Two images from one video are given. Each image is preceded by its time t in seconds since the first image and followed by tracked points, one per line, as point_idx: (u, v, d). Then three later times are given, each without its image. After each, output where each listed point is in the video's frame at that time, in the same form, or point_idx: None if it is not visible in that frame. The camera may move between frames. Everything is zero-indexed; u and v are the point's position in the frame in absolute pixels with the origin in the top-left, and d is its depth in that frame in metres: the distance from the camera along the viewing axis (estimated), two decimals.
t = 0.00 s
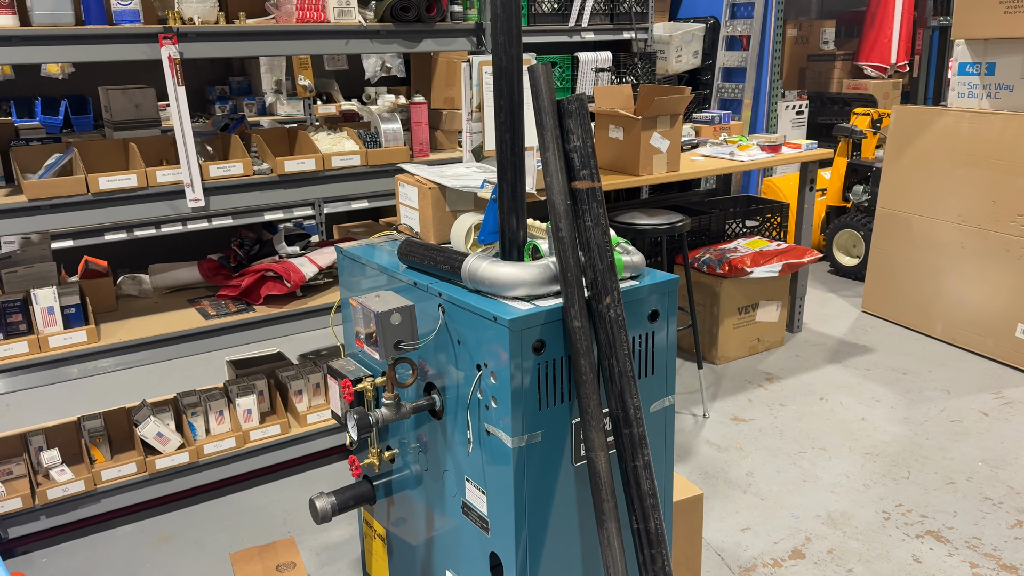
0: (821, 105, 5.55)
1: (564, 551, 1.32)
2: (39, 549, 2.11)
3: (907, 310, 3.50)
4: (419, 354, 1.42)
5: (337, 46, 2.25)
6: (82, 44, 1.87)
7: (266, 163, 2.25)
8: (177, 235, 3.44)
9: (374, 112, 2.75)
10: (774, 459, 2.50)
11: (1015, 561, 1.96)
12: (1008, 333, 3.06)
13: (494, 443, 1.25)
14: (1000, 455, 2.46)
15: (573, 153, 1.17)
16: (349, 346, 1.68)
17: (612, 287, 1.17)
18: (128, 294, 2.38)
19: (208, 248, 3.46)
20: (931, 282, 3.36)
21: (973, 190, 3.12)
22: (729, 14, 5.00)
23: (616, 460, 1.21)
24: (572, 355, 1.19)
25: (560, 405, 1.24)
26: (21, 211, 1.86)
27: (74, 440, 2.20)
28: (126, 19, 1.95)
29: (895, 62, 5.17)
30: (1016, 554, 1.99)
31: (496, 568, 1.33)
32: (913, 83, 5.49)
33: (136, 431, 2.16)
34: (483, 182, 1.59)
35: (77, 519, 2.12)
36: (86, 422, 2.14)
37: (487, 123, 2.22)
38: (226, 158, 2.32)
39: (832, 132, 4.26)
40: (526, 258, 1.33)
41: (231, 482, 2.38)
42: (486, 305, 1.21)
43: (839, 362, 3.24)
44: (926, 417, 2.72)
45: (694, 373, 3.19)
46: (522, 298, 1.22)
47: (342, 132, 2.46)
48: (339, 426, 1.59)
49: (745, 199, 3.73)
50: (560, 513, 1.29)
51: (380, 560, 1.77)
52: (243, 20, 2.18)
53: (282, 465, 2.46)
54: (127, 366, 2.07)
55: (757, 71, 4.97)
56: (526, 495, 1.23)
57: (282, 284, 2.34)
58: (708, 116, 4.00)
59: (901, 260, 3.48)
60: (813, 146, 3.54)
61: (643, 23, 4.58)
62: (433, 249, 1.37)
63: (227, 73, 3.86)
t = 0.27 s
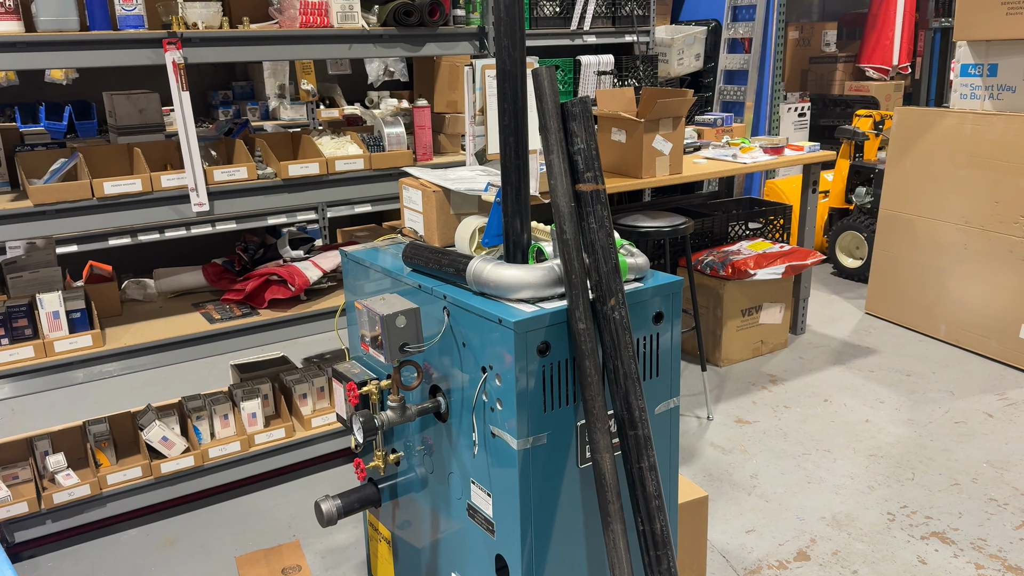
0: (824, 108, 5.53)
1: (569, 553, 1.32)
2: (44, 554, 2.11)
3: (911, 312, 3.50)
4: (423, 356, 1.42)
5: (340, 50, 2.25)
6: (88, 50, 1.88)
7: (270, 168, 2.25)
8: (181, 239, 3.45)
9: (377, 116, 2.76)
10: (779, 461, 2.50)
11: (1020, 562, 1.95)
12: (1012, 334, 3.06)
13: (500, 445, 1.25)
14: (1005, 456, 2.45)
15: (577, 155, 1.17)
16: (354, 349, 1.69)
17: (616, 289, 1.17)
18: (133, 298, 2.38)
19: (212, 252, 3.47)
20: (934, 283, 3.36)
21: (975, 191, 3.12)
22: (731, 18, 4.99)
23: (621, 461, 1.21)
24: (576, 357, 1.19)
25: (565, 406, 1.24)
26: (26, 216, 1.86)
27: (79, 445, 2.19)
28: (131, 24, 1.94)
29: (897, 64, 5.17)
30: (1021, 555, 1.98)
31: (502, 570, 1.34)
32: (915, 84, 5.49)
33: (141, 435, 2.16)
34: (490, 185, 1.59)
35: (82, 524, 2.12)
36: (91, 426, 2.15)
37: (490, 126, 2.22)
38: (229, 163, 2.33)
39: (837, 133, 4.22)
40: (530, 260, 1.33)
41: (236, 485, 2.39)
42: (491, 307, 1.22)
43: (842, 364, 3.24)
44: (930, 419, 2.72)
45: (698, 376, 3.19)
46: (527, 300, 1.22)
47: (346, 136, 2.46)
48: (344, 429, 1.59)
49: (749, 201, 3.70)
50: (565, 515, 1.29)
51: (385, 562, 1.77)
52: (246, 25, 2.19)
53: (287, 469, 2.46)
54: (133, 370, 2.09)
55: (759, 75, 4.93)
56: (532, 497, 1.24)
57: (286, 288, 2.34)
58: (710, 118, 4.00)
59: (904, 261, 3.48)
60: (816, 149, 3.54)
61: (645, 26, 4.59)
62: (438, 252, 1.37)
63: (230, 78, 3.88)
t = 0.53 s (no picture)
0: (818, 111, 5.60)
1: (574, 552, 1.33)
2: (49, 558, 2.11)
3: (906, 312, 3.52)
4: (428, 357, 1.43)
5: (340, 55, 2.27)
6: (90, 55, 1.88)
7: (271, 172, 2.27)
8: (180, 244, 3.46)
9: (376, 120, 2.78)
10: (778, 461, 2.51)
11: (1018, 559, 1.97)
12: (1007, 334, 3.08)
13: (505, 445, 1.27)
14: (1002, 455, 2.48)
15: (580, 158, 1.19)
16: (358, 351, 1.70)
17: (620, 289, 1.19)
18: (134, 303, 2.39)
19: (211, 257, 3.47)
20: (930, 284, 3.39)
21: (969, 192, 3.15)
22: (726, 22, 5.06)
23: (625, 460, 1.22)
24: (581, 357, 1.20)
25: (570, 406, 1.26)
26: (28, 221, 1.87)
27: (81, 449, 2.20)
28: (132, 30, 1.97)
29: (891, 67, 5.20)
30: (1019, 552, 2.00)
31: (507, 570, 1.35)
32: (908, 87, 5.53)
33: (143, 439, 2.16)
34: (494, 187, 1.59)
35: (85, 528, 2.12)
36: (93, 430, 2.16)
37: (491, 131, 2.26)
38: (230, 167, 2.33)
39: (831, 136, 4.24)
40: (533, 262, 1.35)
41: (237, 489, 2.39)
42: (496, 308, 1.23)
43: (839, 364, 3.26)
44: (927, 418, 2.74)
45: (697, 377, 3.21)
46: (531, 301, 1.23)
47: (346, 140, 2.48)
48: (348, 431, 1.60)
49: (744, 203, 3.76)
50: (570, 514, 1.31)
51: (390, 563, 1.77)
52: (248, 30, 2.21)
53: (288, 472, 2.46)
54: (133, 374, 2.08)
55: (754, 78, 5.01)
56: (537, 496, 1.25)
57: (287, 292, 2.36)
58: (705, 121, 4.03)
59: (899, 262, 3.51)
60: (811, 151, 3.57)
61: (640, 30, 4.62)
62: (442, 254, 1.38)
63: (227, 83, 3.89)
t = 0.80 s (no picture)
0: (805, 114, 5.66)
1: (581, 548, 1.35)
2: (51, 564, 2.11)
3: (896, 313, 3.58)
4: (435, 358, 1.45)
5: (340, 61, 2.29)
6: (92, 62, 1.90)
7: (272, 177, 2.28)
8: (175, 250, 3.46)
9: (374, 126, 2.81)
10: (773, 460, 2.55)
11: (1011, 553, 2.01)
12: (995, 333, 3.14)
13: (514, 443, 1.29)
14: (993, 452, 2.52)
15: (587, 161, 1.22)
16: (363, 353, 1.72)
17: (625, 289, 1.21)
18: (133, 308, 2.40)
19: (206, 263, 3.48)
20: (919, 284, 3.44)
21: (957, 193, 3.21)
22: (715, 27, 5.10)
23: (632, 457, 1.25)
24: (588, 355, 1.23)
25: (577, 405, 1.28)
26: (31, 227, 1.88)
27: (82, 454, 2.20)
28: (135, 37, 1.97)
29: (877, 71, 5.28)
30: (1012, 546, 2.04)
31: (516, 567, 1.37)
32: (895, 91, 5.61)
33: (145, 443, 2.16)
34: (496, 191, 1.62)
35: (87, 533, 2.12)
36: (94, 436, 2.15)
37: (491, 136, 2.31)
38: (230, 173, 2.35)
39: (818, 140, 4.35)
40: (540, 264, 1.37)
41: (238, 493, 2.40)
42: (505, 310, 1.25)
43: (831, 364, 3.31)
44: (919, 417, 2.79)
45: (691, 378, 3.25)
46: (539, 302, 1.26)
47: (345, 146, 2.50)
48: (355, 432, 1.62)
49: (735, 206, 3.82)
50: (577, 511, 1.33)
51: (395, 563, 1.79)
52: (248, 37, 2.22)
53: (289, 475, 2.47)
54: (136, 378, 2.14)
55: (743, 83, 5.05)
56: (546, 493, 1.27)
57: (288, 296, 2.37)
58: (697, 125, 4.08)
59: (889, 263, 3.56)
60: (801, 154, 3.62)
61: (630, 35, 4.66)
62: (450, 257, 1.41)
63: (221, 89, 3.90)
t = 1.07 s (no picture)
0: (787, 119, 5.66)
1: (589, 544, 1.39)
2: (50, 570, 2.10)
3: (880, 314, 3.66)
4: (443, 359, 1.48)
5: (337, 67, 2.31)
6: (93, 68, 1.91)
7: (269, 182, 2.29)
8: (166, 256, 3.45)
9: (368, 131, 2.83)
10: (765, 458, 2.60)
11: (998, 545, 2.08)
12: (977, 333, 3.23)
13: (524, 441, 1.32)
14: (977, 448, 2.59)
15: (594, 165, 1.26)
16: (368, 355, 1.74)
17: (632, 289, 1.25)
18: (130, 313, 2.41)
19: (197, 269, 3.47)
20: (902, 286, 3.52)
21: (937, 196, 3.30)
22: (698, 33, 5.17)
23: (640, 453, 1.28)
24: (597, 354, 1.27)
25: (585, 403, 1.32)
26: (31, 233, 1.88)
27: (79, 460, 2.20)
28: (134, 44, 1.99)
29: (857, 76, 5.42)
30: (998, 538, 2.11)
31: (525, 563, 1.40)
32: (874, 96, 5.73)
33: (143, 448, 2.17)
34: (500, 194, 1.66)
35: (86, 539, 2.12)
36: (92, 441, 2.17)
37: (486, 140, 2.35)
38: (228, 178, 2.36)
39: (801, 145, 4.43)
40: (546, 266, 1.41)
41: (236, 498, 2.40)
42: (514, 310, 1.28)
43: (818, 364, 3.37)
44: (905, 414, 2.86)
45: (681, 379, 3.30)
46: (547, 303, 1.29)
47: (341, 151, 2.52)
48: (361, 433, 1.65)
49: (721, 210, 3.88)
50: (585, 507, 1.37)
51: (400, 563, 1.81)
52: (245, 43, 2.24)
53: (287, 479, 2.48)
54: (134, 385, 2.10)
55: (725, 90, 5.11)
56: (556, 490, 1.30)
57: (286, 300, 2.38)
58: (683, 130, 4.14)
59: (872, 265, 3.64)
60: (786, 159, 3.69)
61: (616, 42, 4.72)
62: (457, 259, 1.44)
63: (209, 95, 3.90)
